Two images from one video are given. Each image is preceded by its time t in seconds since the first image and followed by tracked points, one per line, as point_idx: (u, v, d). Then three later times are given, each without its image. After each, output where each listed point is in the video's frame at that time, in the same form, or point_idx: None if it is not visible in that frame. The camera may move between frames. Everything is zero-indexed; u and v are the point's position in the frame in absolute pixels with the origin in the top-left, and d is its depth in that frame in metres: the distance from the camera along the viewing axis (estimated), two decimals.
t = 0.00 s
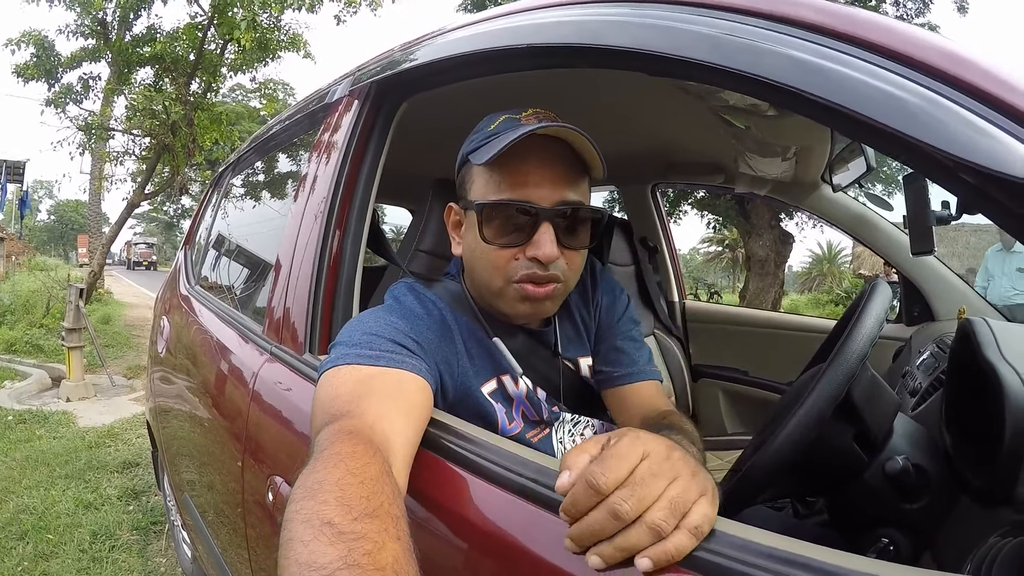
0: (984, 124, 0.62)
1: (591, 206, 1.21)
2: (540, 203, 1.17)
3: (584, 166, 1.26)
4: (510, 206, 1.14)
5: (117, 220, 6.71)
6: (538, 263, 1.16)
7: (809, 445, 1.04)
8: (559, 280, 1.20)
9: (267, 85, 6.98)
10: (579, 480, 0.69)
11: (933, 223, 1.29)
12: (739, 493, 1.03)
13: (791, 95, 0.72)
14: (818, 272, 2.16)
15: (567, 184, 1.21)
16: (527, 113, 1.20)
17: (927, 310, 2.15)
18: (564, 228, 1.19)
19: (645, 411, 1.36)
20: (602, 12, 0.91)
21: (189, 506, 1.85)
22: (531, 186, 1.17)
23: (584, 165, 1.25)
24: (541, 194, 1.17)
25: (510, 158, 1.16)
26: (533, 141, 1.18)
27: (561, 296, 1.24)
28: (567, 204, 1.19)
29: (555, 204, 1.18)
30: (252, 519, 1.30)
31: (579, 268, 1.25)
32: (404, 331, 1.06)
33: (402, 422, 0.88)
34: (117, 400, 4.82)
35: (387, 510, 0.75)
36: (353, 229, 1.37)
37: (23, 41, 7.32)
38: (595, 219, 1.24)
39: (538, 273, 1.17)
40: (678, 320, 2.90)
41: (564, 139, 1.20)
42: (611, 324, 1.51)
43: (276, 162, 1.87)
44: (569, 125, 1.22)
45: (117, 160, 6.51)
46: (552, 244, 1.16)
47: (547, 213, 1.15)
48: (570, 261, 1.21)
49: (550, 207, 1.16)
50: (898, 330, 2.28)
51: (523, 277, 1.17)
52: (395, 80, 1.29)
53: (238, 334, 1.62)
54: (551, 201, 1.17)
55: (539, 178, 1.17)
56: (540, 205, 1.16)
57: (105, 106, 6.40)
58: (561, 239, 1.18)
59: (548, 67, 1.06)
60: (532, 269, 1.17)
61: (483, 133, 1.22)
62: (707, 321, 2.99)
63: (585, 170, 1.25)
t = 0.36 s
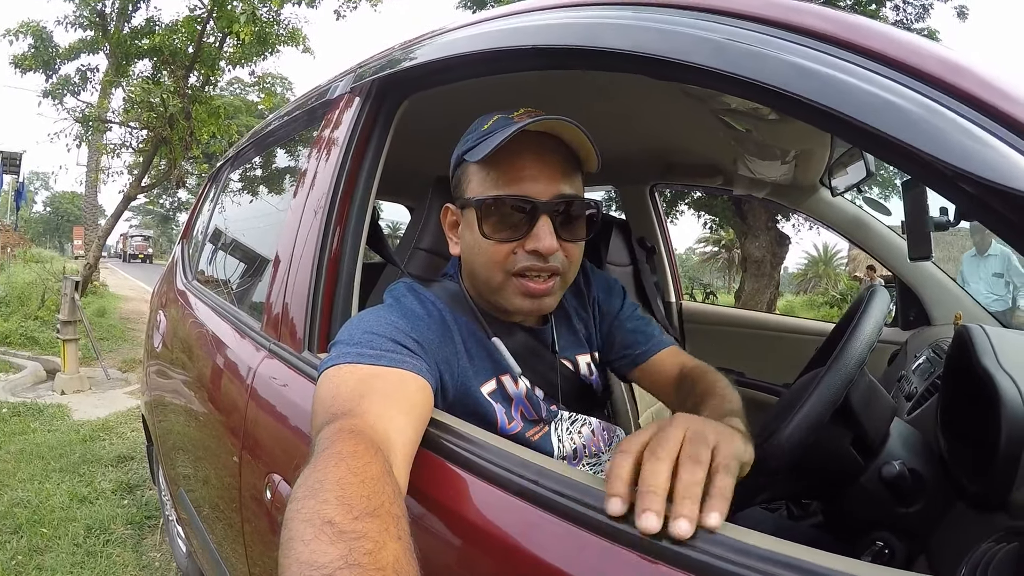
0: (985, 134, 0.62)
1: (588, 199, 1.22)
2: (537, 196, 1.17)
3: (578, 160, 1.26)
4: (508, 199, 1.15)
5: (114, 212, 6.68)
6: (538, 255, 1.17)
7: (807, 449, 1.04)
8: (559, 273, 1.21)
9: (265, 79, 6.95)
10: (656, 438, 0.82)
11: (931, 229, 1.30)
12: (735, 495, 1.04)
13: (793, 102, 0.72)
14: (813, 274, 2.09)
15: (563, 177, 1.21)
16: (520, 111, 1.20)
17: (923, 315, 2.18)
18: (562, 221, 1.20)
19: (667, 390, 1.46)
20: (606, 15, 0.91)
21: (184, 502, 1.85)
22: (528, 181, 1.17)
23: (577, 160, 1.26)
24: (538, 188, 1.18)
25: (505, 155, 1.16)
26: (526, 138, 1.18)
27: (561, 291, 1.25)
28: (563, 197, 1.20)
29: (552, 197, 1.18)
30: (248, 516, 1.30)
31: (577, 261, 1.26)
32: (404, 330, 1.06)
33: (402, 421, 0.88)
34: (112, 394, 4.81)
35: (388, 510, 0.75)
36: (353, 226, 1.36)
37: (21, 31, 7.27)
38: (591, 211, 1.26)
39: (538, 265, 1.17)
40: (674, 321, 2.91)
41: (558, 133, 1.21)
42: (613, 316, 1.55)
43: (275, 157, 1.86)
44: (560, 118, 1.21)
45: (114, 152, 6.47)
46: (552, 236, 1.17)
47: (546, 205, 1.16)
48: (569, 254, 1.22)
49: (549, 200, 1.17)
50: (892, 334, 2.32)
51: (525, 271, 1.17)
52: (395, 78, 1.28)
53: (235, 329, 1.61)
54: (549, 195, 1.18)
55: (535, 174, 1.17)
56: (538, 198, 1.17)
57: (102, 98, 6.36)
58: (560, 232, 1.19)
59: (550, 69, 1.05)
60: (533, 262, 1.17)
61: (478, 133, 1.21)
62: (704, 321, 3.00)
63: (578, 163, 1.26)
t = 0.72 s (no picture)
0: (985, 129, 0.62)
1: (572, 200, 1.21)
2: (518, 200, 1.17)
3: (564, 160, 1.25)
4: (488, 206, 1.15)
5: (116, 216, 6.69)
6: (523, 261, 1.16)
7: (808, 446, 1.04)
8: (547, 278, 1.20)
9: (266, 81, 6.96)
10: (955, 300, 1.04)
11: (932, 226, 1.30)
12: (737, 493, 1.03)
13: (792, 99, 0.72)
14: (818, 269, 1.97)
15: (547, 178, 1.21)
16: (503, 112, 1.20)
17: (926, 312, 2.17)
18: (546, 225, 1.19)
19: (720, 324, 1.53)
20: (605, 13, 0.91)
21: (187, 504, 1.86)
22: (509, 185, 1.17)
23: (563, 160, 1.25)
24: (521, 190, 1.17)
25: (486, 158, 1.17)
26: (507, 140, 1.18)
27: (552, 295, 1.24)
28: (548, 200, 1.19)
29: (533, 200, 1.18)
30: (251, 517, 1.31)
31: (567, 264, 1.25)
32: (405, 331, 1.06)
33: (402, 421, 0.88)
34: (115, 397, 4.82)
35: (388, 510, 0.75)
36: (354, 227, 1.36)
37: (22, 36, 7.30)
38: (580, 213, 1.24)
39: (523, 270, 1.17)
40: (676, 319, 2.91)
41: (541, 134, 1.20)
42: (620, 283, 1.59)
43: (276, 159, 1.86)
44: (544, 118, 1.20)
45: (115, 156, 6.49)
46: (534, 240, 1.16)
47: (526, 210, 1.16)
48: (556, 258, 1.21)
49: (530, 204, 1.17)
50: (894, 330, 2.31)
51: (510, 277, 1.17)
52: (395, 78, 1.28)
53: (237, 331, 1.62)
54: (532, 198, 1.18)
55: (517, 177, 1.18)
56: (519, 202, 1.16)
57: (103, 102, 6.38)
58: (545, 236, 1.18)
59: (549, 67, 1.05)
60: (517, 267, 1.17)
61: (462, 136, 1.21)
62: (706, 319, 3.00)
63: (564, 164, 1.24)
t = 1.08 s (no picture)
0: (990, 141, 0.62)
1: (589, 200, 1.22)
2: (537, 197, 1.17)
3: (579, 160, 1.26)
4: (505, 200, 1.15)
5: (116, 206, 6.67)
6: (537, 258, 1.17)
7: (806, 453, 1.04)
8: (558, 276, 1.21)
9: (268, 74, 6.94)
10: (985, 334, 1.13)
11: (934, 234, 1.30)
12: (733, 498, 1.03)
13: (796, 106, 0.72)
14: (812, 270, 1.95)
15: (565, 178, 1.21)
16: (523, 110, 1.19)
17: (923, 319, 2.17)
18: (562, 223, 1.19)
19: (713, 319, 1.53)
20: (610, 15, 0.91)
21: (183, 496, 1.86)
22: (529, 181, 1.17)
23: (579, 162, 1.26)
24: (540, 188, 1.18)
25: (508, 154, 1.16)
26: (527, 139, 1.17)
27: (560, 293, 1.24)
28: (565, 199, 1.20)
29: (552, 199, 1.18)
30: (248, 512, 1.30)
31: (578, 263, 1.25)
32: (405, 329, 1.06)
33: (402, 420, 0.88)
34: (112, 387, 4.81)
35: (389, 509, 0.75)
36: (355, 224, 1.36)
37: (24, 24, 7.27)
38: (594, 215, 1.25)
39: (536, 267, 1.17)
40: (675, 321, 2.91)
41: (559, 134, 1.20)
42: (610, 283, 1.60)
43: (277, 153, 1.86)
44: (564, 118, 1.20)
45: (116, 146, 6.47)
46: (551, 238, 1.16)
47: (546, 207, 1.16)
48: (569, 257, 1.21)
49: (549, 201, 1.17)
50: (892, 337, 2.31)
51: (522, 272, 1.17)
52: (398, 75, 1.28)
53: (236, 324, 1.61)
54: (550, 197, 1.18)
55: (536, 176, 1.17)
56: (538, 199, 1.17)
57: (105, 91, 6.36)
58: (560, 234, 1.19)
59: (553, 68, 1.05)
60: (531, 263, 1.17)
61: (480, 131, 1.21)
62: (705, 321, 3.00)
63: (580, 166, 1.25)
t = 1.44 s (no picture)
0: (995, 154, 0.62)
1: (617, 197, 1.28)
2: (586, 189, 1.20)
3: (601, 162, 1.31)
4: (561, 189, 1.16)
5: (119, 199, 6.68)
6: (586, 244, 1.19)
7: (806, 463, 1.04)
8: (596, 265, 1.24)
9: (275, 71, 6.96)
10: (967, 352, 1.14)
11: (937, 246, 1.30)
12: (729, 507, 1.03)
13: (800, 115, 0.72)
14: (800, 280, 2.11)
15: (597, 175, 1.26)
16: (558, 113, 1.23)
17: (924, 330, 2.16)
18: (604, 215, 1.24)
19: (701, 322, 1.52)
20: (616, 20, 0.91)
21: (179, 491, 1.85)
22: (577, 174, 1.20)
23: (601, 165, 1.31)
24: (585, 181, 1.21)
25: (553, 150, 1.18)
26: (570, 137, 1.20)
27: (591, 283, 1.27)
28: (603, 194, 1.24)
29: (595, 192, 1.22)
30: (244, 508, 1.30)
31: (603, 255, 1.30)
32: (405, 329, 1.06)
33: (403, 421, 0.88)
34: (111, 380, 4.81)
35: (388, 508, 0.75)
36: (359, 224, 1.36)
37: (32, 16, 7.29)
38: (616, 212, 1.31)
39: (586, 254, 1.19)
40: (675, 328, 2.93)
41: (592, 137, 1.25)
42: (609, 288, 1.60)
43: (282, 151, 1.87)
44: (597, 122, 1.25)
45: (121, 140, 6.48)
46: (600, 228, 1.20)
47: (599, 198, 1.20)
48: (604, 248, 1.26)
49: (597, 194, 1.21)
50: (892, 348, 2.32)
51: (573, 259, 1.18)
52: (403, 75, 1.28)
53: (237, 321, 1.61)
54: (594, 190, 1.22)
55: (580, 171, 1.21)
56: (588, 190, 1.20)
57: (111, 85, 6.37)
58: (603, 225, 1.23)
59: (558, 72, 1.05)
60: (580, 251, 1.19)
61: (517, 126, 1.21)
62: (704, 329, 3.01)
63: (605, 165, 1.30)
